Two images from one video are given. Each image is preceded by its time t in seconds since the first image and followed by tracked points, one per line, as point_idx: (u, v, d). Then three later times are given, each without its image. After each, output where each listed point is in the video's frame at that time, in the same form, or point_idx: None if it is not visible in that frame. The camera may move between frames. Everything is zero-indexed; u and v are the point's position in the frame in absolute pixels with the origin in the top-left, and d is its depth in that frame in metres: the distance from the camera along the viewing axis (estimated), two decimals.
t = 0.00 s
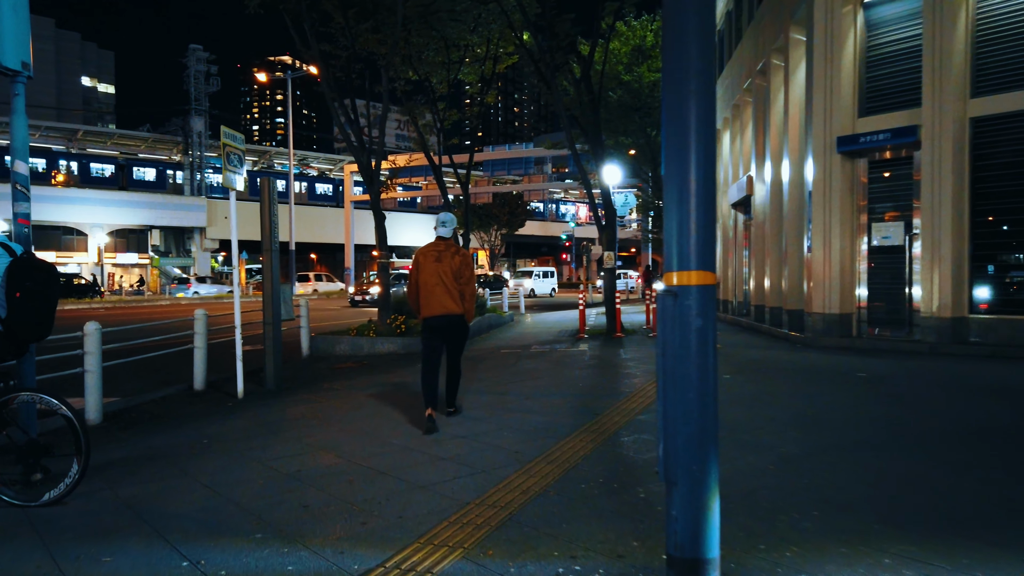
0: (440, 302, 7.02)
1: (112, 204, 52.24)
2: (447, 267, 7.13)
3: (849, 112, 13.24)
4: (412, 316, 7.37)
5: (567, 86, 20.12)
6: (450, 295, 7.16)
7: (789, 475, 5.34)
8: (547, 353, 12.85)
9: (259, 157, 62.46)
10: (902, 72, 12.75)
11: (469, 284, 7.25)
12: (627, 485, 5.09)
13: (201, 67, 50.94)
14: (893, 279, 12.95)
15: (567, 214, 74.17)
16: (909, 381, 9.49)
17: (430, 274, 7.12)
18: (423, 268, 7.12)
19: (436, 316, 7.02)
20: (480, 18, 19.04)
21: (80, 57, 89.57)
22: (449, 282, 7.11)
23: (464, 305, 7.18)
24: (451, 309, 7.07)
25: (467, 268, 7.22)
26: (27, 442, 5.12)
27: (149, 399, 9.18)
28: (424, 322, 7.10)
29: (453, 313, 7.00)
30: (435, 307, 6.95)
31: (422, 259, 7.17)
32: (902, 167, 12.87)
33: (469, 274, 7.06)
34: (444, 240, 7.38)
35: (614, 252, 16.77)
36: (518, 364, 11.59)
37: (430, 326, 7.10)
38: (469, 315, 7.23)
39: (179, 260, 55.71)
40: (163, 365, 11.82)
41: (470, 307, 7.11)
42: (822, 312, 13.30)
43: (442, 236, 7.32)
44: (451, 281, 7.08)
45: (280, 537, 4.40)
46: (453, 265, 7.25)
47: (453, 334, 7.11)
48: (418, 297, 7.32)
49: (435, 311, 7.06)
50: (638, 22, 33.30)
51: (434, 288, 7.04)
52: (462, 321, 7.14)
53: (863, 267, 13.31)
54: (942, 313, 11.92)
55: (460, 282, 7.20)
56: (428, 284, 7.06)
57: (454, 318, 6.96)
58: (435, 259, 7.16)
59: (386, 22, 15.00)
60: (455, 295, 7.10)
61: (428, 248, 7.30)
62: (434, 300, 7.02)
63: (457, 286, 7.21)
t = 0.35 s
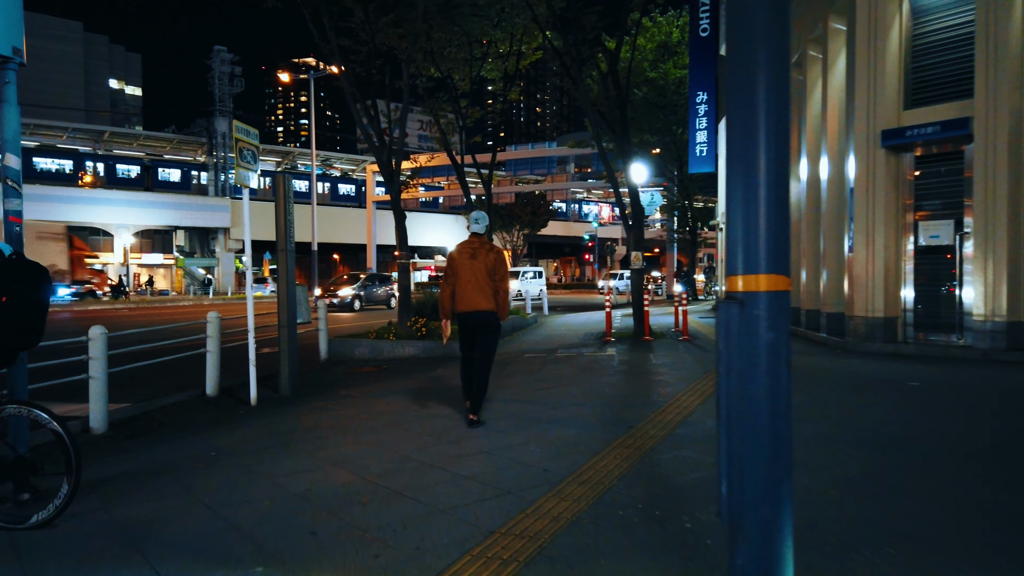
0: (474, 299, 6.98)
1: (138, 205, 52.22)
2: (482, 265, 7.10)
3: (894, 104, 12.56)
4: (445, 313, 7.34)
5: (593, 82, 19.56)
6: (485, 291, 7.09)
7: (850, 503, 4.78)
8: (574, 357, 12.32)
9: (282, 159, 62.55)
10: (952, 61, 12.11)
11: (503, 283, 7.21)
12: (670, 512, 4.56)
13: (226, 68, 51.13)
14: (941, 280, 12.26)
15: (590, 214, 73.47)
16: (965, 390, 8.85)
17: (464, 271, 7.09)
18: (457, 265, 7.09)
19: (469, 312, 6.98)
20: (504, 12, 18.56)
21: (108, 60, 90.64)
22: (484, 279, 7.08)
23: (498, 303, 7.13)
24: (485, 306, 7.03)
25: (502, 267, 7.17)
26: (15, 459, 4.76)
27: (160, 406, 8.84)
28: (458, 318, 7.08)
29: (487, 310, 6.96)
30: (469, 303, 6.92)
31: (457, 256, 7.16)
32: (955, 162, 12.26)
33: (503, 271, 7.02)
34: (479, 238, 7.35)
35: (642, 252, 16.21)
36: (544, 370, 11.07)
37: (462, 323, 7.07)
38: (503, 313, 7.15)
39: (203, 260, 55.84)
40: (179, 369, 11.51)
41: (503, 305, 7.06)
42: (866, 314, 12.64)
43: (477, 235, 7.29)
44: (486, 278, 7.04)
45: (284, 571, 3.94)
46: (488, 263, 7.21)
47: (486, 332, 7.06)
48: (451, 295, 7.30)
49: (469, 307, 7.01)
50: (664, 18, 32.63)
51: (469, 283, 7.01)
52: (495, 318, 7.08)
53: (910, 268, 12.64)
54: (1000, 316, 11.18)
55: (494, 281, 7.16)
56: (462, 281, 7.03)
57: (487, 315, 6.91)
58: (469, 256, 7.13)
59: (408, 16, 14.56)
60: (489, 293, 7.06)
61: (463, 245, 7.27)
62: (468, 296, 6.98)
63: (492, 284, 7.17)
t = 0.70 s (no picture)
0: (507, 296, 6.98)
1: (166, 206, 52.37)
2: (515, 262, 7.09)
3: (945, 95, 11.84)
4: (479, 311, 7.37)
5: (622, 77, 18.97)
6: (516, 286, 7.07)
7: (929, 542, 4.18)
8: (603, 361, 11.74)
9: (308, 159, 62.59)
10: (1009, 48, 11.45)
11: (536, 280, 7.19)
12: (721, 545, 4.05)
13: (252, 69, 51.19)
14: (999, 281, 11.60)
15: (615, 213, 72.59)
16: None
17: (496, 269, 7.11)
18: (489, 263, 7.11)
19: (502, 310, 6.98)
20: (530, 5, 18.03)
21: (138, 62, 91.27)
22: (516, 275, 7.06)
23: (531, 300, 7.12)
24: (519, 303, 7.02)
25: (534, 263, 7.17)
26: None
27: (172, 412, 8.46)
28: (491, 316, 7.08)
29: (520, 307, 6.95)
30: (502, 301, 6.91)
31: (489, 254, 7.18)
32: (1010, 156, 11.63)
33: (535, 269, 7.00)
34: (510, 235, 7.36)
35: (672, 251, 15.60)
36: (572, 375, 10.52)
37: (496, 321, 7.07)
38: (535, 308, 7.10)
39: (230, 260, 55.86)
40: (195, 372, 11.14)
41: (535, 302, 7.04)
42: (916, 318, 11.93)
43: (508, 232, 7.30)
44: (519, 276, 7.02)
45: None
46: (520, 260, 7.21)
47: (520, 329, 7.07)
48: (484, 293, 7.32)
49: (502, 304, 7.02)
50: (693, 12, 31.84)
51: (501, 280, 7.01)
52: (529, 315, 7.08)
53: (963, 267, 11.93)
54: None
55: (527, 278, 7.15)
56: (495, 278, 7.05)
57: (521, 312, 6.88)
58: (501, 254, 7.14)
59: (431, 6, 14.03)
60: (522, 290, 7.05)
61: (494, 243, 7.29)
62: (501, 294, 6.98)
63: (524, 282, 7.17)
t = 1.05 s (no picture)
0: (549, 298, 7.11)
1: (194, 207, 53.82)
2: (558, 265, 7.21)
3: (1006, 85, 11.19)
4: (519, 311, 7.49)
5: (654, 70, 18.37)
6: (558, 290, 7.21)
7: None
8: (636, 366, 11.18)
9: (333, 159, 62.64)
10: None
11: (577, 284, 7.32)
12: None
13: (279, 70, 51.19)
14: None
15: (641, 213, 71.82)
16: None
17: (540, 271, 7.23)
18: (531, 266, 7.25)
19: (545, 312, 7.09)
20: None
21: (168, 65, 92.04)
22: (558, 279, 7.19)
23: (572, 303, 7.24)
24: (560, 306, 7.14)
25: (577, 268, 7.29)
26: None
27: (186, 419, 8.08)
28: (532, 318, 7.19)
29: (562, 310, 7.06)
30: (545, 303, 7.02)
31: (532, 256, 7.30)
32: None
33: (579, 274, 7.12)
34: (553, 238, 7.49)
35: (707, 250, 14.98)
36: (603, 381, 9.97)
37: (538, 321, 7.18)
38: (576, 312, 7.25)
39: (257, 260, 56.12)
40: (214, 377, 10.80)
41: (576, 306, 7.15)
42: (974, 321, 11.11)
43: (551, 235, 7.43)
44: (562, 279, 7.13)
45: None
46: (562, 263, 7.35)
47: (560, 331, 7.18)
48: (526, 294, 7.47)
49: (544, 306, 7.14)
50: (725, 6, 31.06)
51: (542, 284, 7.15)
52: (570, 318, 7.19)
53: None
54: None
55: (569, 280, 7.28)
56: (536, 281, 7.18)
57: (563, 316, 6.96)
58: (546, 257, 7.27)
59: None
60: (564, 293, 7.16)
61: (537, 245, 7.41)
62: (544, 296, 7.11)
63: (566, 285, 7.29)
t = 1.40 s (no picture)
0: (580, 295, 7.45)
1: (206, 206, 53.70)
2: (589, 264, 7.54)
3: None
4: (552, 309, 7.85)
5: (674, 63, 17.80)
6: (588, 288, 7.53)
7: None
8: (659, 371, 10.64)
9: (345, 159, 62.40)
10: None
11: (608, 283, 7.65)
12: None
13: (290, 69, 50.85)
14: None
15: (654, 213, 71.21)
16: None
17: (570, 270, 7.58)
18: (563, 265, 7.61)
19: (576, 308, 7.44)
20: None
21: (181, 66, 92.09)
22: (587, 277, 7.51)
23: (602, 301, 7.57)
24: (590, 304, 7.47)
25: (607, 267, 7.61)
26: None
27: (183, 428, 7.62)
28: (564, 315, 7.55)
29: (592, 307, 7.39)
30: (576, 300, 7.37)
31: (562, 255, 7.66)
32: None
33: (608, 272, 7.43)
34: (584, 238, 7.84)
35: (730, 250, 14.38)
36: (626, 387, 9.44)
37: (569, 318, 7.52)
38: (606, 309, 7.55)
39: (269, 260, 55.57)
40: (216, 383, 10.37)
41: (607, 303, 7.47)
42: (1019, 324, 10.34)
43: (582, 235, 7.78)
44: (592, 278, 7.45)
45: None
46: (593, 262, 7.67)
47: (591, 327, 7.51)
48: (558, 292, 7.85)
49: (574, 303, 7.49)
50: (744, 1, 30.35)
51: (572, 281, 7.49)
52: (600, 315, 7.52)
53: None
54: None
55: (600, 279, 7.61)
56: (567, 279, 7.54)
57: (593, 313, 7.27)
58: (575, 256, 7.61)
59: None
60: (594, 291, 7.49)
61: (567, 245, 7.77)
62: (574, 293, 7.47)
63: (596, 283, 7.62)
